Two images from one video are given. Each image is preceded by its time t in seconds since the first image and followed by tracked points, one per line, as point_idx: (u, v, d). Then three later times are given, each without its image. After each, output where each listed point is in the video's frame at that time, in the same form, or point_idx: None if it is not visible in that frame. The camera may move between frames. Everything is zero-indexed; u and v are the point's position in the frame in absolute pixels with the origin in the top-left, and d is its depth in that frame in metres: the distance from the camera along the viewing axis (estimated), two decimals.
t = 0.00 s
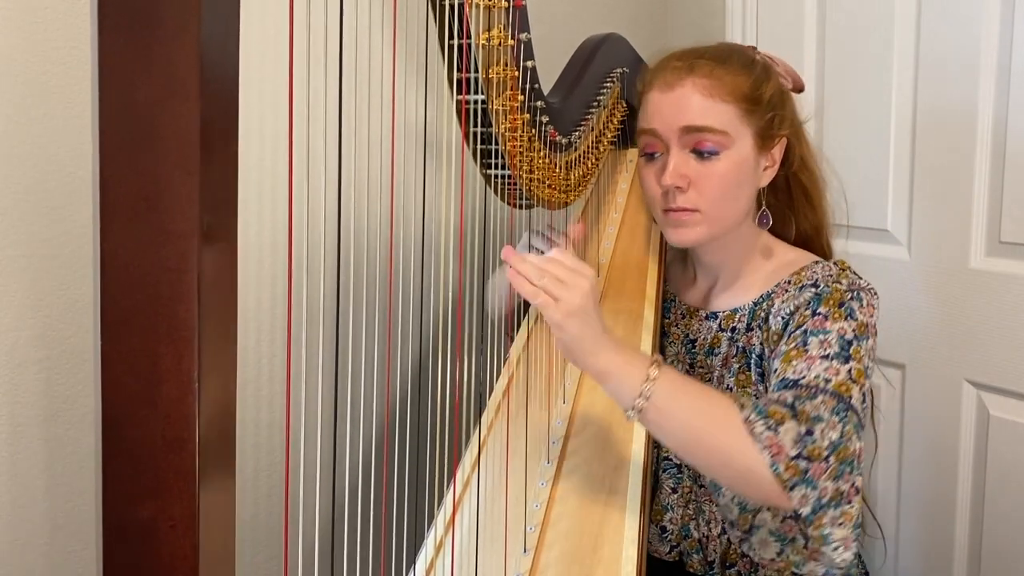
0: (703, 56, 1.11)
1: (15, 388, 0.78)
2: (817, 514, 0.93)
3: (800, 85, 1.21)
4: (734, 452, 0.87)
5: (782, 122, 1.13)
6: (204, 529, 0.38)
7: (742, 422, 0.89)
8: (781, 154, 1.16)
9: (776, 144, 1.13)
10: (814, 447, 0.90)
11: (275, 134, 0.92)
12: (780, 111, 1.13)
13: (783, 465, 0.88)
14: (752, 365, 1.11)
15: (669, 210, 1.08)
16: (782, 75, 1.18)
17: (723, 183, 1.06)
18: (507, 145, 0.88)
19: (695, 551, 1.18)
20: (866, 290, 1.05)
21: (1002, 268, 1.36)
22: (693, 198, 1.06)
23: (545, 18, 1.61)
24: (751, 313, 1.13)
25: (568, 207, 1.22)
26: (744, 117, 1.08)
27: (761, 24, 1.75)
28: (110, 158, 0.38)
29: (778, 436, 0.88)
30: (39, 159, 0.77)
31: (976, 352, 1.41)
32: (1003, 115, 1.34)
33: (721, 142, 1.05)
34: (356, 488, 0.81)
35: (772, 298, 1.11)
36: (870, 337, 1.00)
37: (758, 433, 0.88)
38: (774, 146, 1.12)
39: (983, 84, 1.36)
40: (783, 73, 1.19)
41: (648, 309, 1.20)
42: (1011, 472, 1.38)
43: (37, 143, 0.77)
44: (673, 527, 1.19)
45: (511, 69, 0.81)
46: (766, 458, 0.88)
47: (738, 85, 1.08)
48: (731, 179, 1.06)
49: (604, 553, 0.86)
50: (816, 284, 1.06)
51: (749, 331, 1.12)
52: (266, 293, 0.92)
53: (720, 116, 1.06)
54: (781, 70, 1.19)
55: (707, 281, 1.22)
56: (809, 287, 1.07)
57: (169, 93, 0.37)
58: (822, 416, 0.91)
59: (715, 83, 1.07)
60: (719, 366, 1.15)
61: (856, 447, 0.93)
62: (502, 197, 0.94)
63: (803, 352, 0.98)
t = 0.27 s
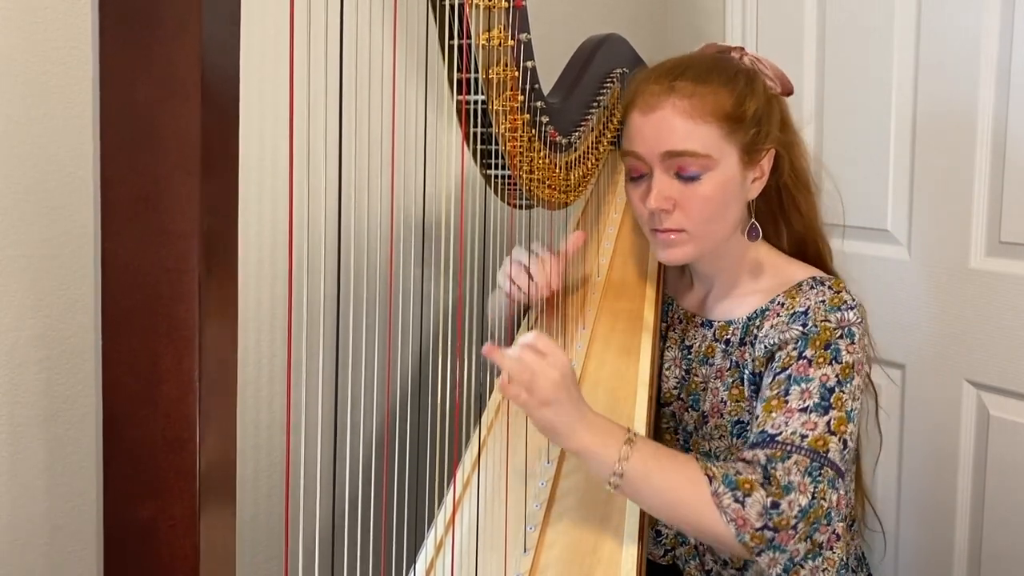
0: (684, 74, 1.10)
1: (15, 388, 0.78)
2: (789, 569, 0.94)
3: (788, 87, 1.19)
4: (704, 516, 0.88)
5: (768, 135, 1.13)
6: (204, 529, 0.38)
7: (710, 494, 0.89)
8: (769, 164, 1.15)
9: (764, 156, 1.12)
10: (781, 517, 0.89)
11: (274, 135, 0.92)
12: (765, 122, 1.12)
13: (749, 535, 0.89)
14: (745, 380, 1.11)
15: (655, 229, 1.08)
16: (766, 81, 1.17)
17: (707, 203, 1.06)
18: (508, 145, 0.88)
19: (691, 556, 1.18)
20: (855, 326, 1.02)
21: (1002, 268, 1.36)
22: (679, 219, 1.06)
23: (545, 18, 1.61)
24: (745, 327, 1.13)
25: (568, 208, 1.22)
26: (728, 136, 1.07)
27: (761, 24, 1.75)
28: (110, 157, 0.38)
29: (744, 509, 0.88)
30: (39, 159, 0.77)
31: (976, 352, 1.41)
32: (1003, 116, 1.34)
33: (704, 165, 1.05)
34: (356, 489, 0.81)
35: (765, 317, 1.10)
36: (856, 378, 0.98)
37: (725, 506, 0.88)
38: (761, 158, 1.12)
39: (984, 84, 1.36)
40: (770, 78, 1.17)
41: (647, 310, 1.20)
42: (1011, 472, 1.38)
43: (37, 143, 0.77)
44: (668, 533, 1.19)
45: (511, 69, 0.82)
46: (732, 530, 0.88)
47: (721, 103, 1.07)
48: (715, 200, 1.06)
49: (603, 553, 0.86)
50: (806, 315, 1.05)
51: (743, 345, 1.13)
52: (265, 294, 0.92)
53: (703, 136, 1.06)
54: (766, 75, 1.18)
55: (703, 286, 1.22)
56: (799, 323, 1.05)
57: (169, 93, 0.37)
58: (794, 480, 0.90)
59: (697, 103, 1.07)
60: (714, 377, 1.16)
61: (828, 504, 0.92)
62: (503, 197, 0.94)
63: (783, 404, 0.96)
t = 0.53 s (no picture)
0: (682, 80, 1.09)
1: (15, 388, 0.78)
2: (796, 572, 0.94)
3: (790, 88, 1.18)
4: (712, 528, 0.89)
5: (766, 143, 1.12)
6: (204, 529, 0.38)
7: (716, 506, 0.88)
8: (769, 169, 1.15)
9: (762, 161, 1.12)
10: (786, 527, 0.90)
11: (273, 135, 0.92)
12: (764, 126, 1.12)
13: (755, 545, 0.89)
14: (746, 381, 1.11)
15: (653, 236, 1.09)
16: (767, 81, 1.16)
17: (704, 211, 1.06)
18: (507, 145, 0.88)
19: (688, 558, 1.18)
20: (857, 329, 1.02)
21: (1002, 268, 1.36)
22: (676, 227, 1.06)
23: (545, 18, 1.61)
24: (746, 328, 1.13)
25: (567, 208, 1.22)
26: (725, 144, 1.07)
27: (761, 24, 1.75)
28: (110, 158, 0.38)
29: (752, 521, 0.88)
30: (39, 159, 0.77)
31: (975, 352, 1.41)
32: (1003, 116, 1.34)
33: (701, 174, 1.05)
34: (356, 489, 0.81)
35: (766, 318, 1.10)
36: (857, 382, 0.98)
37: (733, 518, 0.88)
38: (759, 164, 1.11)
39: (984, 84, 1.36)
40: (770, 78, 1.17)
41: (647, 310, 1.20)
42: (1011, 472, 1.38)
43: (37, 144, 0.77)
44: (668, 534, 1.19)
45: (511, 68, 0.82)
46: (738, 541, 0.89)
47: (719, 111, 1.07)
48: (712, 208, 1.07)
49: (603, 553, 0.86)
50: (808, 317, 1.05)
51: (744, 346, 1.13)
52: (265, 294, 0.92)
53: (699, 145, 1.06)
54: (766, 77, 1.17)
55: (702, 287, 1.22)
56: (801, 326, 1.05)
57: (169, 92, 0.37)
58: (797, 487, 0.90)
59: (694, 111, 1.06)
60: (715, 377, 1.16)
61: (831, 508, 0.92)
62: (502, 197, 0.94)
63: (786, 408, 0.96)
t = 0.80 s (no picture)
0: (697, 74, 1.09)
1: (15, 388, 0.78)
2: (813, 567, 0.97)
3: (806, 88, 1.18)
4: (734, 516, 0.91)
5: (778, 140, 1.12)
6: (203, 530, 0.38)
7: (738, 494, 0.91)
8: (778, 168, 1.15)
9: (772, 160, 1.12)
10: (803, 520, 0.92)
11: (273, 136, 0.92)
12: (776, 125, 1.12)
13: (772, 537, 0.91)
14: (753, 379, 1.12)
15: (658, 228, 1.09)
16: (783, 81, 1.16)
17: (710, 207, 1.06)
18: (507, 145, 0.88)
19: (697, 557, 1.18)
20: (867, 326, 1.03)
21: (1002, 268, 1.36)
22: (681, 221, 1.07)
23: (545, 18, 1.61)
24: (753, 326, 1.13)
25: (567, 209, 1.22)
26: (736, 141, 1.07)
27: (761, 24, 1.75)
28: (110, 158, 0.38)
29: (770, 510, 0.91)
30: (39, 159, 0.77)
31: (975, 352, 1.41)
32: (1003, 117, 1.34)
33: (710, 169, 1.05)
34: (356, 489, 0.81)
35: (774, 316, 1.10)
36: (869, 378, 1.00)
37: (752, 506, 0.91)
38: (770, 163, 1.11)
39: (984, 84, 1.36)
40: (786, 78, 1.17)
41: (647, 310, 1.20)
42: (1011, 472, 1.38)
43: (37, 144, 0.77)
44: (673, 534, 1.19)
45: (511, 68, 0.82)
46: (755, 532, 0.91)
47: (731, 107, 1.07)
48: (718, 204, 1.07)
49: (603, 553, 0.86)
50: (817, 315, 1.05)
51: (751, 344, 1.13)
52: (265, 295, 0.92)
53: (710, 141, 1.06)
54: (783, 77, 1.17)
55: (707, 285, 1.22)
56: (811, 323, 1.05)
57: (169, 92, 0.37)
58: (813, 483, 0.92)
59: (706, 106, 1.06)
60: (720, 376, 1.16)
61: (848, 504, 0.94)
62: (502, 197, 0.94)
63: (800, 406, 0.97)
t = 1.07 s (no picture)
0: (717, 67, 1.09)
1: (14, 389, 0.78)
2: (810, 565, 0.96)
3: (823, 94, 1.19)
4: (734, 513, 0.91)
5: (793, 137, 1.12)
6: (203, 529, 0.38)
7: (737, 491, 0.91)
8: (789, 169, 1.15)
9: (784, 160, 1.12)
10: (801, 518, 0.92)
11: (273, 135, 0.92)
12: (791, 125, 1.12)
13: (770, 534, 0.91)
14: (757, 377, 1.12)
15: (664, 218, 1.09)
16: (802, 82, 1.17)
17: (718, 200, 1.06)
18: (507, 145, 0.88)
19: (697, 556, 1.18)
20: (869, 326, 1.03)
21: (1002, 268, 1.36)
22: (688, 212, 1.07)
23: (545, 19, 1.61)
24: (757, 325, 1.13)
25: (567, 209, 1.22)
26: (749, 136, 1.07)
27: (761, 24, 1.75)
28: (109, 157, 0.38)
29: (768, 508, 0.91)
30: (39, 159, 0.77)
31: (975, 352, 1.41)
32: (1003, 117, 1.34)
33: (721, 162, 1.05)
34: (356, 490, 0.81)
35: (778, 314, 1.10)
36: (871, 378, 1.00)
37: (751, 504, 0.91)
38: (781, 162, 1.11)
39: (984, 84, 1.35)
40: (807, 80, 1.18)
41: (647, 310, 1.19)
42: (1011, 472, 1.38)
43: (37, 144, 0.77)
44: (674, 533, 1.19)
45: (510, 68, 0.82)
46: (754, 528, 0.91)
47: (748, 103, 1.07)
48: (726, 199, 1.07)
49: (603, 553, 0.86)
50: (821, 313, 1.05)
51: (755, 342, 1.13)
52: (265, 294, 0.92)
53: (724, 134, 1.06)
54: (801, 79, 1.18)
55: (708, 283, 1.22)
56: (815, 322, 1.05)
57: (169, 92, 0.37)
58: (812, 481, 0.92)
59: (723, 100, 1.06)
60: (722, 374, 1.16)
61: (848, 502, 0.94)
62: (502, 197, 0.94)
63: (802, 405, 0.97)
